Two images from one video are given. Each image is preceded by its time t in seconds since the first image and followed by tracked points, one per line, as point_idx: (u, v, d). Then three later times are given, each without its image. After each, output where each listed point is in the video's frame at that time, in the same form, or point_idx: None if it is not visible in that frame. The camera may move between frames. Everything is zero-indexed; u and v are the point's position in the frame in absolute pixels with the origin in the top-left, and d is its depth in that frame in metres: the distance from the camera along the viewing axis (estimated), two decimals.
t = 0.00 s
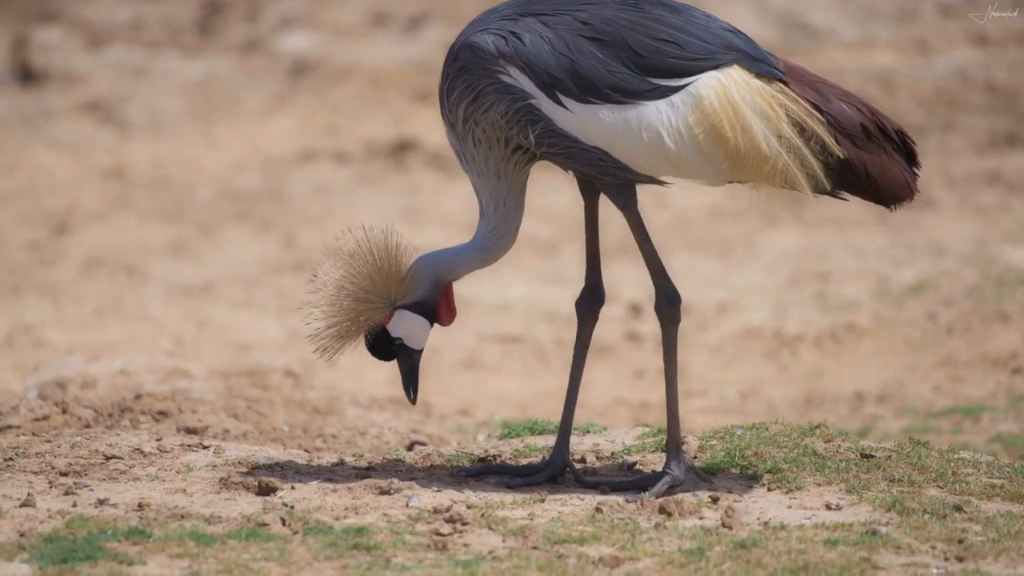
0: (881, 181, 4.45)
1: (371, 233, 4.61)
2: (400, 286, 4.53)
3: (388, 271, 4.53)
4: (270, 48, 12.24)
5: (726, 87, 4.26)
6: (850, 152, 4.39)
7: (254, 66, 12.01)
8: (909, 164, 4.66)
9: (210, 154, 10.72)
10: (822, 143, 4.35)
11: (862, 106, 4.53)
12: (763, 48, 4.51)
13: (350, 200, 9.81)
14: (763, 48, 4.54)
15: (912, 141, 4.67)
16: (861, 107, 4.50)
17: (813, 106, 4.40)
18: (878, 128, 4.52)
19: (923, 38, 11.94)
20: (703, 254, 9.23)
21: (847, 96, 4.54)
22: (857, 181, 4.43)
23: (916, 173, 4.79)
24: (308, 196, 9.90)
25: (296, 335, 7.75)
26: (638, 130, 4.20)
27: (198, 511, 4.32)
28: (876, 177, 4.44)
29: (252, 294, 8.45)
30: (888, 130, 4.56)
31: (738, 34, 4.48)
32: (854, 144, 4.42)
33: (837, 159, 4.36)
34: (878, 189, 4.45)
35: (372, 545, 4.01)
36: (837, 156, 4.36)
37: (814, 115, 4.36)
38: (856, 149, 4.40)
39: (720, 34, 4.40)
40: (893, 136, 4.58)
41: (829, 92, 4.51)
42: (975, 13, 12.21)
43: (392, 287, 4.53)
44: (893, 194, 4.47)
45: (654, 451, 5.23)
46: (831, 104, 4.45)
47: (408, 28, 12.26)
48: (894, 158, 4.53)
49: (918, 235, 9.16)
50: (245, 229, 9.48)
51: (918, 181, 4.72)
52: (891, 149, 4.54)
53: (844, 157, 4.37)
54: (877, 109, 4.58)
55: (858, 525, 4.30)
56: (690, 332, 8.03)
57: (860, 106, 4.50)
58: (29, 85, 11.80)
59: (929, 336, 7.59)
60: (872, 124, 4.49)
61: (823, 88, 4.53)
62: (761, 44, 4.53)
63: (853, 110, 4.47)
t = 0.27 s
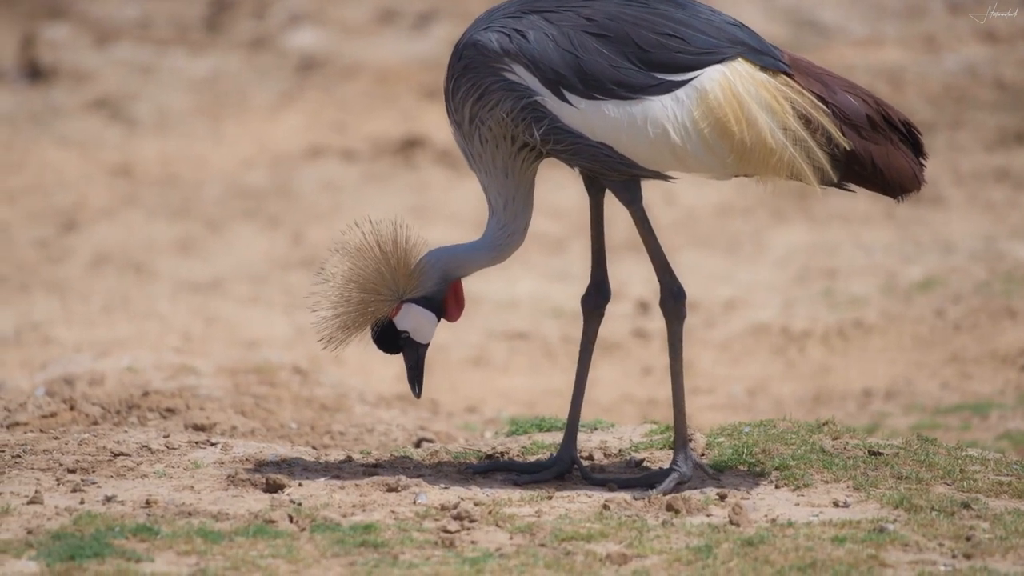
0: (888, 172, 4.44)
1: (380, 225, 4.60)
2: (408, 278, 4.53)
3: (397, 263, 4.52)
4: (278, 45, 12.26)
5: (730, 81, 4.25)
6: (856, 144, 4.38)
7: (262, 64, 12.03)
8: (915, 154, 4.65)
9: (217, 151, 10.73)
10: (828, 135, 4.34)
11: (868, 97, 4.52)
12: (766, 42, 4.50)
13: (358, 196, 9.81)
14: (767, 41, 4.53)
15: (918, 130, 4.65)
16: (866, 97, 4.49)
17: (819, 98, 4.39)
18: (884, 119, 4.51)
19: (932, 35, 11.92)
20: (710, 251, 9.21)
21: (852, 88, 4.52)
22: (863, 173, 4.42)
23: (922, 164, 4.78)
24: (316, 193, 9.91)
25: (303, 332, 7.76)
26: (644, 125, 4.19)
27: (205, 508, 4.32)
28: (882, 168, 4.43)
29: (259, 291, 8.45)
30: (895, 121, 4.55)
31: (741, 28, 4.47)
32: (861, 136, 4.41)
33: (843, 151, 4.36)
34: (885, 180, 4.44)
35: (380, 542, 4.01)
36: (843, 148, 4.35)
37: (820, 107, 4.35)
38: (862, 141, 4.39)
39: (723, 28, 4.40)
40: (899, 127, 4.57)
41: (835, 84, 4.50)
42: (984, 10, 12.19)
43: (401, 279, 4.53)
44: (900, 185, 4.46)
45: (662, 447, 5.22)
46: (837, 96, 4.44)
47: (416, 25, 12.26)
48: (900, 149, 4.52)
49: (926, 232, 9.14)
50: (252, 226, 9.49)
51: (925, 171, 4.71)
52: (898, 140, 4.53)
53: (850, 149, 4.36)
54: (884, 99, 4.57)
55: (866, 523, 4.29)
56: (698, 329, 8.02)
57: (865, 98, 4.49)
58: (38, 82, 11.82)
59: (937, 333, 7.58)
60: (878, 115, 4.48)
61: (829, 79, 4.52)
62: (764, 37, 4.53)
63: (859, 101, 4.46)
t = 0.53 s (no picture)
0: (892, 168, 4.43)
1: (386, 222, 4.60)
2: (413, 275, 4.53)
3: (401, 260, 4.52)
4: (283, 44, 12.27)
5: (734, 77, 4.24)
6: (860, 139, 4.37)
7: (268, 62, 12.03)
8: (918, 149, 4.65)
9: (222, 149, 10.73)
10: (832, 131, 4.33)
11: (871, 92, 4.51)
12: (769, 38, 4.49)
13: (363, 195, 9.81)
14: (770, 37, 4.52)
15: (922, 126, 4.65)
16: (870, 93, 4.49)
17: (822, 94, 4.38)
18: (887, 114, 4.50)
19: (937, 33, 11.90)
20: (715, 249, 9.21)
21: (855, 84, 4.52)
22: (867, 168, 4.41)
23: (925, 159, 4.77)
24: (321, 191, 9.90)
25: (309, 331, 7.76)
26: (648, 122, 4.19)
27: (210, 506, 4.32)
28: (886, 163, 4.42)
29: (264, 289, 8.46)
30: (898, 116, 4.55)
31: (744, 25, 4.47)
32: (864, 131, 4.40)
33: (847, 146, 4.35)
34: (889, 175, 4.44)
35: (385, 540, 4.00)
36: (847, 144, 4.34)
37: (823, 103, 4.35)
38: (866, 136, 4.38)
39: (726, 24, 4.39)
40: (902, 122, 4.56)
41: (838, 80, 4.49)
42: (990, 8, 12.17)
43: (405, 276, 4.52)
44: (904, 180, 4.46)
45: (667, 446, 5.22)
46: (841, 91, 4.43)
47: (421, 24, 12.25)
48: (904, 144, 4.52)
49: (932, 230, 9.13)
50: (257, 225, 9.49)
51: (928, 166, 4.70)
52: (901, 135, 4.53)
53: (854, 145, 4.35)
54: (887, 95, 4.56)
55: (872, 521, 4.28)
56: (703, 328, 8.01)
57: (869, 93, 4.49)
58: (43, 81, 11.83)
59: (943, 331, 7.57)
60: (881, 110, 4.47)
61: (832, 76, 4.51)
62: (767, 33, 4.52)
63: (863, 97, 4.45)
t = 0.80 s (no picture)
0: (897, 165, 4.43)
1: (391, 220, 4.60)
2: (418, 273, 4.53)
3: (406, 258, 4.51)
4: (289, 43, 12.28)
5: (739, 75, 4.24)
6: (865, 137, 4.37)
7: (274, 61, 12.04)
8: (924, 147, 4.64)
9: (228, 148, 10.74)
10: (836, 129, 4.33)
11: (876, 90, 4.51)
12: (774, 36, 4.49)
13: (369, 193, 9.81)
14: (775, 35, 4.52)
15: (927, 124, 4.64)
16: (874, 91, 4.48)
17: (827, 92, 4.38)
18: (892, 112, 4.50)
19: (944, 32, 11.89)
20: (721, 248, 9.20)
21: (860, 82, 4.51)
22: (872, 166, 4.41)
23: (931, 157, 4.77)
24: (327, 190, 9.91)
25: (315, 329, 7.76)
26: (653, 121, 4.18)
27: (216, 505, 4.32)
28: (891, 161, 4.42)
29: (270, 288, 8.46)
30: (903, 114, 4.54)
31: (748, 23, 4.47)
32: (869, 129, 4.40)
33: (852, 144, 4.34)
34: (894, 173, 4.43)
35: (391, 538, 4.00)
36: (852, 142, 4.34)
37: (828, 101, 4.35)
38: (871, 134, 4.38)
39: (731, 23, 4.39)
40: (907, 120, 4.56)
41: (843, 78, 4.49)
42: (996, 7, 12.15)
43: (411, 274, 4.52)
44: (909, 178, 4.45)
45: (674, 444, 5.21)
46: (845, 89, 4.43)
47: (427, 23, 12.25)
48: (909, 142, 4.51)
49: (937, 229, 9.12)
50: (263, 223, 9.49)
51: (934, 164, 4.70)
52: (906, 133, 4.52)
53: (859, 143, 4.35)
54: (892, 93, 4.56)
55: (878, 519, 4.28)
56: (709, 326, 8.01)
57: (873, 91, 4.48)
58: (49, 80, 11.85)
59: (949, 330, 7.56)
60: (886, 108, 4.47)
61: (837, 74, 4.51)
62: (771, 31, 4.52)
63: (867, 95, 4.45)
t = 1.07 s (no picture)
0: (902, 165, 4.42)
1: (396, 219, 4.59)
2: (423, 273, 4.53)
3: (411, 258, 4.51)
4: (296, 42, 12.28)
5: (744, 74, 4.24)
6: (870, 136, 4.36)
7: (280, 61, 12.05)
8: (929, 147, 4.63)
9: (235, 148, 10.75)
10: (842, 128, 4.32)
11: (881, 90, 4.50)
12: (779, 34, 4.49)
13: (376, 193, 9.82)
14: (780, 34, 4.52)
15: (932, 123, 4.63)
16: (880, 90, 4.48)
17: (833, 91, 4.37)
18: (898, 111, 4.49)
19: (951, 31, 11.88)
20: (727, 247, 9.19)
21: (865, 81, 4.51)
22: (877, 165, 4.40)
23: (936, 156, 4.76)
24: (334, 190, 9.91)
25: (321, 329, 7.76)
26: (658, 119, 4.18)
27: (222, 504, 4.33)
28: (897, 161, 4.41)
29: (276, 287, 8.46)
30: (908, 114, 4.53)
31: (754, 21, 4.46)
32: (875, 128, 4.39)
33: (857, 144, 4.34)
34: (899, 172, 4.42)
35: (397, 538, 4.01)
36: (857, 141, 4.33)
37: (833, 99, 4.34)
38: (876, 133, 4.37)
39: (736, 21, 4.38)
40: (913, 120, 4.55)
41: (848, 77, 4.49)
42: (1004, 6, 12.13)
43: (415, 274, 4.52)
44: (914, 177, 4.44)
45: (680, 444, 5.21)
46: (851, 89, 4.43)
47: (434, 22, 12.25)
48: (914, 141, 4.50)
49: (944, 228, 9.11)
50: (270, 223, 9.50)
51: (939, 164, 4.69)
52: (912, 133, 4.51)
53: (864, 142, 4.34)
54: (897, 92, 4.55)
55: (884, 519, 4.27)
56: (716, 325, 8.00)
57: (879, 90, 4.48)
58: (56, 79, 11.86)
59: (956, 329, 7.55)
60: (891, 107, 4.46)
61: (843, 73, 4.50)
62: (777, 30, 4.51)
63: (873, 94, 4.45)
